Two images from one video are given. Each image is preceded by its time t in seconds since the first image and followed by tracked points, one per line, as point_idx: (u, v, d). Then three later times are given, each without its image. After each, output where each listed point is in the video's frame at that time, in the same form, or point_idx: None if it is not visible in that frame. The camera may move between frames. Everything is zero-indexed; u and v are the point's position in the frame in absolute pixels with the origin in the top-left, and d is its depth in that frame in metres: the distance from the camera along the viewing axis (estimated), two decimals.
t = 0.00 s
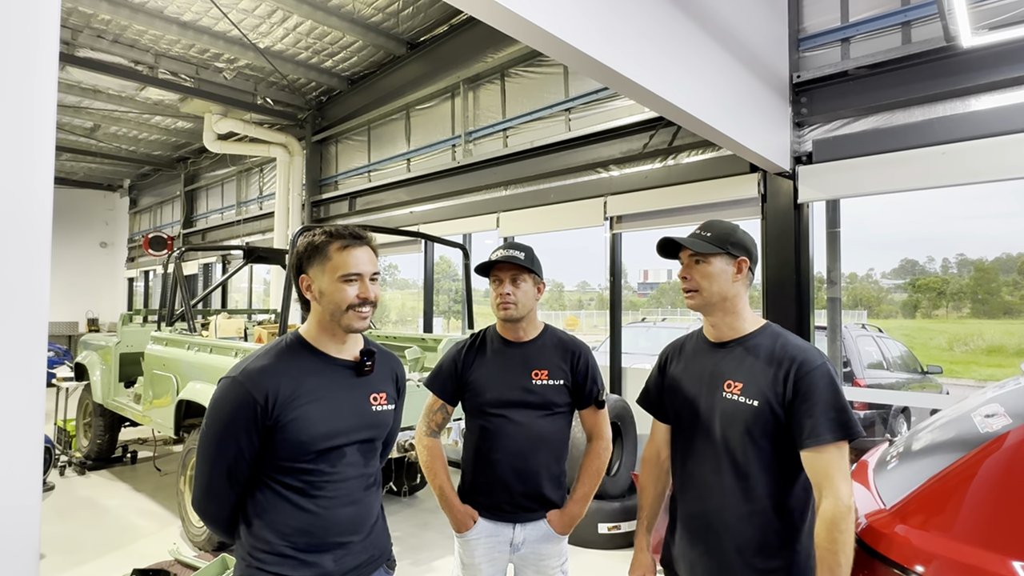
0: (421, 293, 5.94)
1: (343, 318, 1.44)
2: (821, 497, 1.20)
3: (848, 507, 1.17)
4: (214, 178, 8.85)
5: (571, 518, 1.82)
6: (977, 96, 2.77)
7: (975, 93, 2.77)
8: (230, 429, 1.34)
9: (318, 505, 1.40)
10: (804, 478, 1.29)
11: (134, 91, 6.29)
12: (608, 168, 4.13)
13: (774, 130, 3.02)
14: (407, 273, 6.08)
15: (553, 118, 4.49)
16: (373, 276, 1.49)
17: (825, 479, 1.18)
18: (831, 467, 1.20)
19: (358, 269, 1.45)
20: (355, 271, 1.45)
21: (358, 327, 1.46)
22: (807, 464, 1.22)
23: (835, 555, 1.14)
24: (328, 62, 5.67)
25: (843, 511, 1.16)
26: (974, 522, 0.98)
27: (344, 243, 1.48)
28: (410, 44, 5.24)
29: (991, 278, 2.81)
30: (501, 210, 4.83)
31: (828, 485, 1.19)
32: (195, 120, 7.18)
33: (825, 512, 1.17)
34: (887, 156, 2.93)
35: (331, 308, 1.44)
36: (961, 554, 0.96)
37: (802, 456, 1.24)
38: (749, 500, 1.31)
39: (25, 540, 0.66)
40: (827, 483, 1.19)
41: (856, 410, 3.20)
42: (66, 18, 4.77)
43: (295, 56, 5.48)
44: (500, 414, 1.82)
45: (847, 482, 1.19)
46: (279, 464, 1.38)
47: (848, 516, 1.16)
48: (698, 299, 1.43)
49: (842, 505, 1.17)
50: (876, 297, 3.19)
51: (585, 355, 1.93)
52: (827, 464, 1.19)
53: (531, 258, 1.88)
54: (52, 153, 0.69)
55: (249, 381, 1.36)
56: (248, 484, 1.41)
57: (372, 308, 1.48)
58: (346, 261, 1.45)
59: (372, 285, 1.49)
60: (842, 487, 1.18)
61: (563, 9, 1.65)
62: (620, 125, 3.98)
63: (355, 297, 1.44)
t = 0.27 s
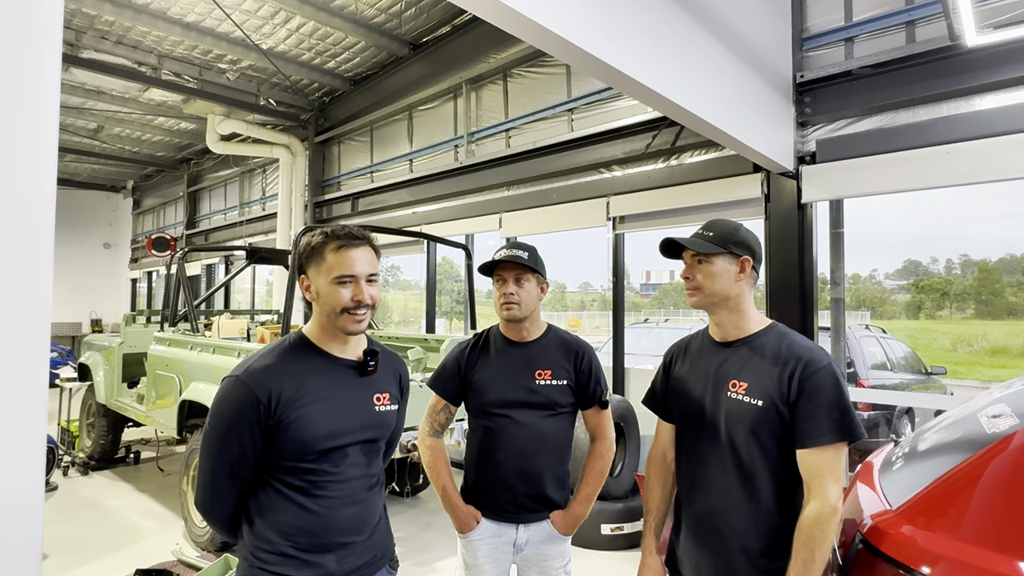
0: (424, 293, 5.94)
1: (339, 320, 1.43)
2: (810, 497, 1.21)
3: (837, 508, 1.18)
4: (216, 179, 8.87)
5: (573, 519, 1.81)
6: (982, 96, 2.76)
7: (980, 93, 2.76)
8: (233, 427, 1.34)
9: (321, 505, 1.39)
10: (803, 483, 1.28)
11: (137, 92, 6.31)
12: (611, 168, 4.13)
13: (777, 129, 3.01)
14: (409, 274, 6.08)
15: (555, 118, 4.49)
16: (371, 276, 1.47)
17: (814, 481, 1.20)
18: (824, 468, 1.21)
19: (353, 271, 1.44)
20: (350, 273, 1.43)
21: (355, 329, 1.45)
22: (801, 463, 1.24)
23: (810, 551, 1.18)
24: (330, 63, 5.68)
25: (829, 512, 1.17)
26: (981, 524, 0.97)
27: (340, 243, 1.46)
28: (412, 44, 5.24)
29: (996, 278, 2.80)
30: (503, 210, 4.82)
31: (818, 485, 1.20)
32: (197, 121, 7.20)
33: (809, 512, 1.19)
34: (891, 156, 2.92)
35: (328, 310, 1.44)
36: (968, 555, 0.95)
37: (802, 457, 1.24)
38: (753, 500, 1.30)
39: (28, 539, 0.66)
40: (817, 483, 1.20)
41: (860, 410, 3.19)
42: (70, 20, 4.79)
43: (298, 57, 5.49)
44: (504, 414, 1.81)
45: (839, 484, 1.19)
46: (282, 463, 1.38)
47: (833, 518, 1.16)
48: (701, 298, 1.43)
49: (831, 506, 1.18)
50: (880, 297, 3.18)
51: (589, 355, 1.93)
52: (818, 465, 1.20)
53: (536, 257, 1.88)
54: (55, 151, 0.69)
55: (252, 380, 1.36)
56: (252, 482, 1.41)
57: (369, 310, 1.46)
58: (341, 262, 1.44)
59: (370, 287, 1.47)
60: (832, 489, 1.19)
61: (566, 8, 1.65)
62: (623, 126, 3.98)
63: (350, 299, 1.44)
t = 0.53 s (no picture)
0: (425, 294, 5.94)
1: (328, 324, 1.44)
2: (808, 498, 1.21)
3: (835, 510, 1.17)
4: (219, 181, 8.89)
5: (573, 520, 1.81)
6: (983, 97, 2.75)
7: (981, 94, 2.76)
8: (233, 428, 1.34)
9: (320, 506, 1.40)
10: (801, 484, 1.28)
11: (140, 94, 6.33)
12: (613, 170, 4.14)
13: (778, 131, 3.01)
14: (411, 275, 6.09)
15: (557, 119, 4.50)
16: (360, 278, 1.45)
17: (813, 482, 1.19)
18: (823, 469, 1.20)
19: (340, 273, 1.43)
20: (337, 276, 1.43)
21: (343, 332, 1.45)
22: (801, 464, 1.23)
23: (810, 553, 1.17)
24: (332, 65, 5.69)
25: (828, 514, 1.17)
26: (981, 527, 0.97)
27: (329, 246, 1.46)
28: (414, 46, 5.25)
29: (998, 280, 2.79)
30: (505, 211, 4.83)
31: (817, 487, 1.20)
32: (200, 122, 7.22)
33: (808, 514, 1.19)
34: (892, 158, 2.92)
35: (319, 313, 1.46)
36: (968, 558, 0.95)
37: (801, 459, 1.24)
38: (752, 503, 1.30)
39: (28, 539, 0.66)
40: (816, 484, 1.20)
41: (861, 412, 3.18)
42: (73, 22, 4.81)
43: (300, 59, 5.50)
44: (504, 415, 1.82)
45: (838, 486, 1.19)
46: (281, 464, 1.38)
47: (831, 520, 1.16)
48: (700, 301, 1.43)
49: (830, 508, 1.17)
50: (882, 299, 3.18)
51: (589, 357, 1.93)
52: (817, 466, 1.20)
53: (537, 259, 1.88)
54: (56, 153, 0.69)
55: (252, 382, 1.37)
56: (251, 482, 1.41)
57: (356, 312, 1.45)
58: (329, 265, 1.44)
59: (359, 289, 1.46)
60: (831, 490, 1.18)
61: (566, 10, 1.65)
62: (624, 127, 3.98)
63: (336, 303, 1.44)
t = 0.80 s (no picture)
0: (427, 296, 5.95)
1: (329, 325, 1.44)
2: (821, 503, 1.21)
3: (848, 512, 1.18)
4: (221, 182, 8.91)
5: (577, 523, 1.81)
6: (986, 98, 2.74)
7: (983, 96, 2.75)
8: (237, 430, 1.35)
9: (323, 509, 1.40)
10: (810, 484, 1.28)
11: (142, 96, 6.34)
12: (614, 171, 4.15)
13: (780, 133, 3.01)
14: (413, 276, 6.10)
15: (559, 121, 4.50)
16: (362, 281, 1.45)
17: (825, 485, 1.20)
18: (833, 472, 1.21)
19: (342, 275, 1.44)
20: (338, 277, 1.44)
21: (344, 334, 1.44)
22: (809, 468, 1.24)
23: (828, 557, 1.16)
24: (334, 67, 5.70)
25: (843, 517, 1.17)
26: (984, 530, 0.97)
27: (333, 248, 1.47)
28: (416, 48, 5.26)
29: (1000, 281, 2.79)
30: (507, 213, 4.83)
31: (829, 491, 1.20)
32: (202, 124, 7.23)
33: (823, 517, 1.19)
34: (894, 160, 2.92)
35: (321, 315, 1.46)
36: (972, 561, 0.95)
37: (807, 462, 1.24)
38: (754, 505, 1.30)
39: (33, 543, 0.66)
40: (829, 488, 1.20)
41: (863, 414, 3.18)
42: (76, 24, 4.83)
43: (302, 61, 5.51)
44: (507, 418, 1.82)
45: (849, 488, 1.20)
46: (285, 467, 1.39)
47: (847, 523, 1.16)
48: (703, 304, 1.44)
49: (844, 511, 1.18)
50: (884, 300, 3.18)
51: (592, 359, 1.93)
52: (828, 470, 1.20)
53: (540, 262, 1.88)
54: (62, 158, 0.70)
55: (256, 383, 1.37)
56: (254, 484, 1.42)
57: (356, 314, 1.44)
58: (331, 267, 1.44)
59: (361, 292, 1.45)
60: (843, 493, 1.19)
61: (569, 14, 1.65)
62: (625, 129, 3.98)
63: (337, 304, 1.44)
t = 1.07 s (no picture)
0: (428, 296, 5.95)
1: (329, 324, 1.44)
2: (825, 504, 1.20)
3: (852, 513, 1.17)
4: (222, 183, 8.91)
5: (579, 525, 1.80)
6: (988, 98, 2.74)
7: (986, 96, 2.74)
8: (239, 430, 1.35)
9: (325, 510, 1.40)
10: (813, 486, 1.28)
11: (144, 97, 6.35)
12: (616, 172, 4.14)
13: (782, 133, 3.01)
14: (414, 277, 6.10)
15: (560, 122, 4.50)
16: (363, 280, 1.45)
17: (829, 485, 1.19)
18: (837, 473, 1.20)
19: (343, 274, 1.43)
20: (339, 276, 1.43)
21: (345, 333, 1.44)
22: (813, 469, 1.23)
23: (831, 558, 1.16)
24: (335, 68, 5.71)
25: (846, 518, 1.16)
26: (989, 532, 0.96)
27: (334, 246, 1.47)
28: (417, 49, 5.27)
29: (1002, 282, 2.78)
30: (508, 214, 4.83)
31: (832, 491, 1.19)
32: (203, 125, 7.24)
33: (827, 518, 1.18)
34: (896, 160, 2.91)
35: (323, 314, 1.46)
36: (976, 563, 0.94)
37: (812, 462, 1.24)
38: (758, 506, 1.30)
39: (34, 542, 0.66)
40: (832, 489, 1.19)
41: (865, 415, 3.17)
42: (78, 25, 4.84)
43: (303, 62, 5.52)
44: (509, 420, 1.81)
45: (853, 488, 1.19)
46: (287, 468, 1.38)
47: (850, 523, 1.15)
48: (705, 304, 1.43)
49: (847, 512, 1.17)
50: (885, 301, 3.17)
51: (593, 360, 1.92)
52: (831, 470, 1.20)
53: (541, 262, 1.88)
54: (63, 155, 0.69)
55: (258, 384, 1.37)
56: (256, 485, 1.41)
57: (357, 313, 1.43)
58: (333, 266, 1.44)
59: (361, 290, 1.45)
60: (847, 494, 1.18)
61: (570, 14, 1.65)
62: (627, 129, 3.97)
63: (338, 302, 1.43)
